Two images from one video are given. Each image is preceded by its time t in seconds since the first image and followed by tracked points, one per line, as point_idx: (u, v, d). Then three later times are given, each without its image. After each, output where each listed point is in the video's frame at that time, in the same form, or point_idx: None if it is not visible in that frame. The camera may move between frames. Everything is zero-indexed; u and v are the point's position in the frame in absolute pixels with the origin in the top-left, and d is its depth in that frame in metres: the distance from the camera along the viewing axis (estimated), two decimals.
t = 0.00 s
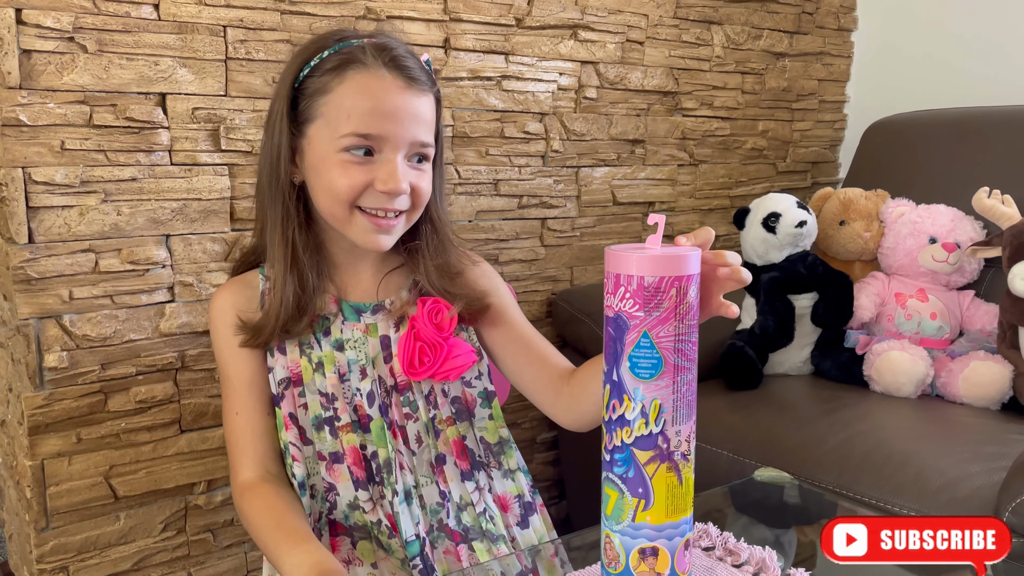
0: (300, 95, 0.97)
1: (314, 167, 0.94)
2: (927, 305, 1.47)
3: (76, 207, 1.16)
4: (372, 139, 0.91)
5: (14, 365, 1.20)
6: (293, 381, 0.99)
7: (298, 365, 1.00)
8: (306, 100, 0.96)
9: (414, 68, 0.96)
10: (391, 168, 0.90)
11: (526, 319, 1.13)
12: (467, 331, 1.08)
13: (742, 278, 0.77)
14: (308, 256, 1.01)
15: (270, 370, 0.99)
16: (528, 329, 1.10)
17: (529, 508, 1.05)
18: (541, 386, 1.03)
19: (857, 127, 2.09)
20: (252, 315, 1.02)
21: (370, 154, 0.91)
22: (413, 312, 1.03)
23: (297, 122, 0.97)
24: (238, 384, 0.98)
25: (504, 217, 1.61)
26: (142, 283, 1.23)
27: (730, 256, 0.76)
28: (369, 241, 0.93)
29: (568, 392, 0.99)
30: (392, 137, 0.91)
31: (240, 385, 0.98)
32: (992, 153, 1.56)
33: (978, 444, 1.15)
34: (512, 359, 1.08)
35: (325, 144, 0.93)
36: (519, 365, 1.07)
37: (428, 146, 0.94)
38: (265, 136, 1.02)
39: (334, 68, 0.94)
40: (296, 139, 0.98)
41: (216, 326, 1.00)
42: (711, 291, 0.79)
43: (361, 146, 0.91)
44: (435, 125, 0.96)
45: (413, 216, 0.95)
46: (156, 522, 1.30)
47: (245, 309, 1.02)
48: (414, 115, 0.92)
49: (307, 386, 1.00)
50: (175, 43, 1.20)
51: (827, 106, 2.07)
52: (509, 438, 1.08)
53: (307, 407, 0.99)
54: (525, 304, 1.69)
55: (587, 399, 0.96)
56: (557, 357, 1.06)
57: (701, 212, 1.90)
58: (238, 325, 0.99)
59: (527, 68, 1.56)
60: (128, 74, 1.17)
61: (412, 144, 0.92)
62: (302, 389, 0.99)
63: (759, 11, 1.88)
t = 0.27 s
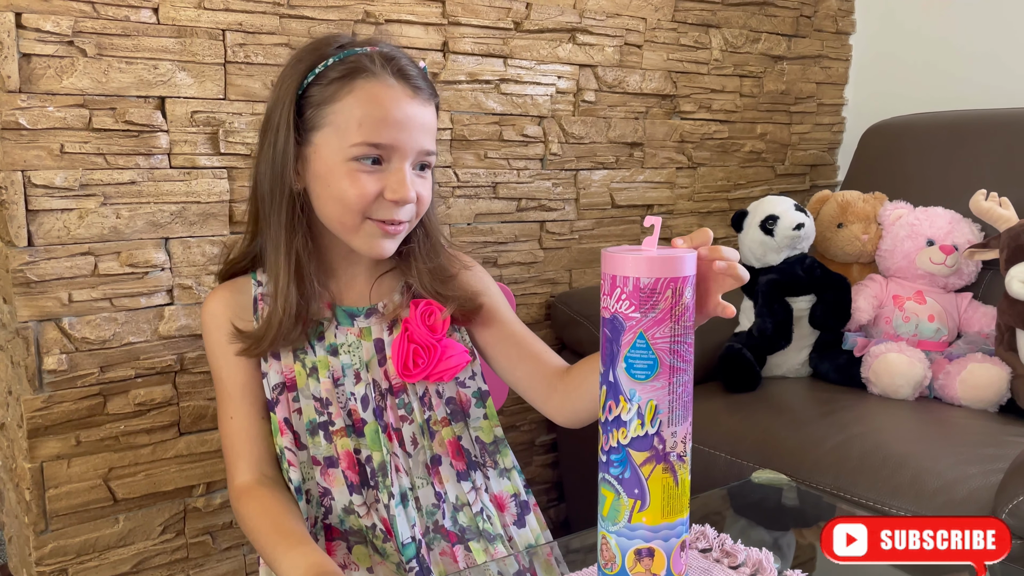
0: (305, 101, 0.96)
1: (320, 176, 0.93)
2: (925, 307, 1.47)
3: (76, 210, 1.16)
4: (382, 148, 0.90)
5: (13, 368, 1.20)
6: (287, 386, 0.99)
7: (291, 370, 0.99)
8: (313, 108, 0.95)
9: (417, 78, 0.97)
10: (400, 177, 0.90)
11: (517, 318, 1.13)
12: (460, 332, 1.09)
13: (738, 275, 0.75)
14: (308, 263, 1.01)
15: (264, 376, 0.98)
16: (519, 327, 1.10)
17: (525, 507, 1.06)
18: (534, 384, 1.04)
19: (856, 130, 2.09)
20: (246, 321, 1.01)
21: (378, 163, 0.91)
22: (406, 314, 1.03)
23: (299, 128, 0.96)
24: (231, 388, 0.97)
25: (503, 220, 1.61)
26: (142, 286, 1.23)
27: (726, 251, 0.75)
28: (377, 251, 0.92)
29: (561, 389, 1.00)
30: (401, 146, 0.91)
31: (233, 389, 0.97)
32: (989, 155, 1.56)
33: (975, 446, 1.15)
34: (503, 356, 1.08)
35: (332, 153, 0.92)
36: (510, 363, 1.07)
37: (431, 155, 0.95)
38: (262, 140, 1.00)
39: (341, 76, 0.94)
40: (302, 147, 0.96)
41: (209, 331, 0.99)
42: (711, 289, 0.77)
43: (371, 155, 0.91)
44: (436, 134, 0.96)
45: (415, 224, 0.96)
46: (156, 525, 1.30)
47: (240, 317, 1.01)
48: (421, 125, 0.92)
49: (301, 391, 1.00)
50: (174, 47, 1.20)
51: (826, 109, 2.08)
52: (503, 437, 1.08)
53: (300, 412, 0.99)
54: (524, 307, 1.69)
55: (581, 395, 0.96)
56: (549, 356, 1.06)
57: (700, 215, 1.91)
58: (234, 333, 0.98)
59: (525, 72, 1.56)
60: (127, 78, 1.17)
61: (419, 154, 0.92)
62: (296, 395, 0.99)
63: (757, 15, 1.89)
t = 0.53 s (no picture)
0: (302, 105, 0.96)
1: (317, 179, 0.93)
2: (924, 308, 1.47)
3: (75, 212, 1.16)
4: (379, 150, 0.91)
5: (13, 369, 1.21)
6: (283, 387, 0.99)
7: (288, 370, 0.99)
8: (310, 112, 0.95)
9: (413, 82, 0.97)
10: (398, 179, 0.90)
11: (514, 317, 1.14)
12: (456, 330, 1.09)
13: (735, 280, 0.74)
14: (306, 266, 1.00)
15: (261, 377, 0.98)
16: (516, 325, 1.11)
17: (523, 505, 1.06)
18: (531, 381, 1.04)
19: (855, 132, 2.10)
20: (242, 323, 1.01)
21: (376, 165, 0.91)
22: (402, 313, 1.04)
23: (297, 132, 0.96)
24: (228, 389, 0.98)
25: (503, 222, 1.62)
26: (141, 287, 1.23)
27: (726, 256, 0.75)
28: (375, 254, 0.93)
29: (559, 388, 1.00)
30: (399, 148, 0.91)
31: (229, 390, 0.98)
32: (988, 157, 1.56)
33: (974, 447, 1.15)
34: (500, 354, 1.08)
35: (330, 156, 0.92)
36: (507, 360, 1.07)
37: (427, 158, 0.95)
38: (258, 145, 1.00)
39: (337, 80, 0.95)
40: (299, 151, 0.96)
41: (205, 334, 0.99)
42: (709, 296, 0.77)
43: (369, 158, 0.91)
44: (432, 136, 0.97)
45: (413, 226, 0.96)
46: (155, 526, 1.30)
47: (236, 321, 1.00)
48: (418, 128, 0.93)
49: (297, 392, 0.99)
50: (174, 49, 1.20)
51: (825, 112, 2.08)
52: (501, 434, 1.08)
53: (297, 412, 0.99)
54: (524, 309, 1.69)
55: (579, 394, 0.97)
56: (547, 354, 1.06)
57: (699, 217, 1.91)
58: (231, 337, 0.98)
59: (524, 74, 1.57)
60: (127, 80, 1.17)
61: (415, 156, 0.93)
62: (293, 395, 0.99)
63: (756, 17, 1.89)
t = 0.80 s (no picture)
0: (295, 104, 0.96)
1: (312, 176, 0.93)
2: (924, 309, 1.47)
3: (76, 211, 1.16)
4: (374, 147, 0.91)
5: (13, 369, 1.21)
6: (280, 385, 0.99)
7: (284, 369, 0.99)
8: (303, 110, 0.95)
9: (405, 78, 0.98)
10: (393, 175, 0.91)
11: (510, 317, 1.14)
12: (453, 329, 1.10)
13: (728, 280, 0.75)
14: (301, 264, 1.01)
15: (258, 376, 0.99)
16: (512, 326, 1.10)
17: (520, 505, 1.06)
18: (526, 383, 1.04)
19: (855, 133, 2.10)
20: (238, 323, 1.01)
21: (370, 162, 0.92)
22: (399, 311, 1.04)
23: (290, 130, 0.97)
24: (227, 389, 0.98)
25: (503, 222, 1.62)
26: (142, 287, 1.24)
27: (722, 258, 0.75)
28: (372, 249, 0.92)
29: (553, 390, 1.00)
30: (394, 144, 0.91)
31: (228, 390, 0.98)
32: (988, 158, 1.57)
33: (974, 448, 1.15)
34: (495, 355, 1.08)
35: (324, 153, 0.92)
36: (502, 362, 1.07)
37: (421, 154, 0.95)
38: (252, 145, 1.01)
39: (329, 78, 0.95)
40: (293, 149, 0.96)
41: (203, 335, 1.00)
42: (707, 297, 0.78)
43: (363, 154, 0.91)
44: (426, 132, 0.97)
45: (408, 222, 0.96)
46: (155, 526, 1.30)
47: (233, 321, 1.01)
48: (411, 124, 0.93)
49: (294, 390, 0.99)
50: (175, 49, 1.21)
51: (825, 112, 2.08)
52: (497, 434, 1.08)
53: (294, 411, 0.99)
54: (524, 309, 1.69)
55: (575, 398, 0.97)
56: (542, 356, 1.06)
57: (699, 217, 1.91)
58: (228, 337, 0.98)
59: (525, 74, 1.57)
60: (128, 80, 1.17)
61: (409, 152, 0.93)
62: (289, 394, 0.99)
63: (757, 18, 1.89)
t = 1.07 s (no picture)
0: (294, 99, 0.96)
1: (313, 171, 0.93)
2: (924, 310, 1.47)
3: (78, 211, 1.17)
4: (374, 140, 0.91)
5: (15, 368, 1.21)
6: (282, 385, 0.99)
7: (286, 368, 1.00)
8: (303, 105, 0.95)
9: (404, 72, 0.98)
10: (394, 168, 0.91)
11: (511, 317, 1.14)
12: (454, 327, 1.10)
13: (730, 281, 0.75)
14: (302, 260, 1.01)
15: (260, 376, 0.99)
16: (512, 326, 1.10)
17: (520, 505, 1.07)
18: (526, 383, 1.04)
19: (856, 134, 2.10)
20: (240, 320, 1.01)
21: (370, 156, 0.92)
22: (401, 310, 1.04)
23: (290, 125, 0.97)
24: (228, 389, 0.98)
25: (504, 222, 1.62)
26: (143, 287, 1.24)
27: (725, 255, 0.76)
28: (374, 243, 0.93)
29: (553, 391, 1.00)
30: (394, 137, 0.91)
31: (230, 390, 0.98)
32: (989, 159, 1.57)
33: (975, 449, 1.15)
34: (495, 354, 1.08)
35: (324, 148, 0.92)
36: (503, 362, 1.07)
37: (421, 147, 0.95)
38: (253, 142, 1.01)
39: (328, 72, 0.95)
40: (293, 144, 0.97)
41: (205, 334, 0.99)
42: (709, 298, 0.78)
43: (363, 148, 0.91)
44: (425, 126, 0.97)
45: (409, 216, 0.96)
46: (155, 525, 1.30)
47: (234, 318, 1.01)
48: (410, 118, 0.93)
49: (296, 389, 1.00)
50: (177, 49, 1.21)
51: (826, 113, 2.08)
52: (498, 435, 1.08)
53: (296, 410, 0.99)
54: (525, 309, 1.69)
55: (575, 398, 0.97)
56: (543, 355, 1.06)
57: (700, 218, 1.91)
58: (229, 334, 0.98)
59: (526, 75, 1.57)
60: (130, 79, 1.18)
61: (409, 146, 0.93)
62: (291, 393, 0.99)
63: (758, 19, 1.89)
